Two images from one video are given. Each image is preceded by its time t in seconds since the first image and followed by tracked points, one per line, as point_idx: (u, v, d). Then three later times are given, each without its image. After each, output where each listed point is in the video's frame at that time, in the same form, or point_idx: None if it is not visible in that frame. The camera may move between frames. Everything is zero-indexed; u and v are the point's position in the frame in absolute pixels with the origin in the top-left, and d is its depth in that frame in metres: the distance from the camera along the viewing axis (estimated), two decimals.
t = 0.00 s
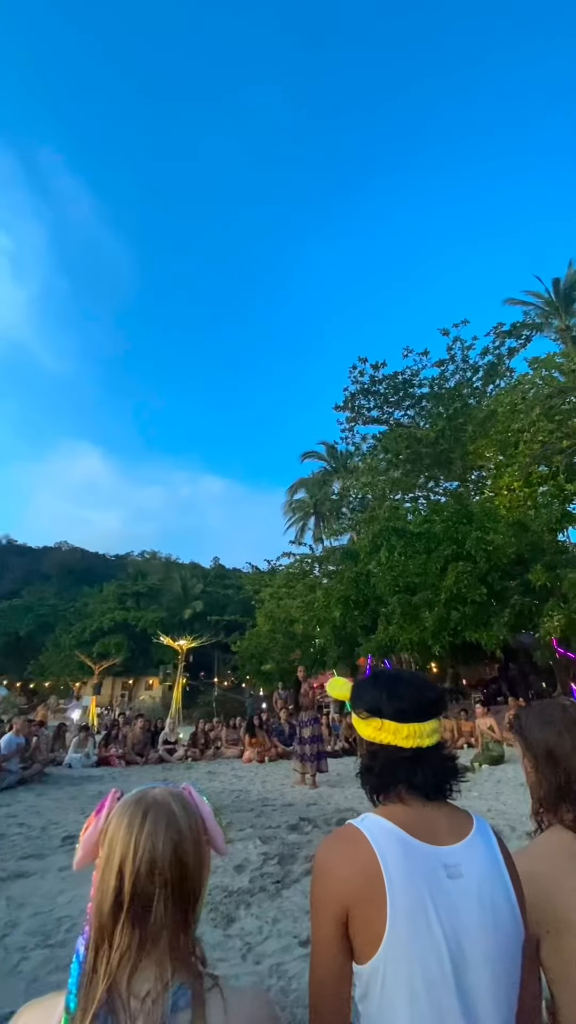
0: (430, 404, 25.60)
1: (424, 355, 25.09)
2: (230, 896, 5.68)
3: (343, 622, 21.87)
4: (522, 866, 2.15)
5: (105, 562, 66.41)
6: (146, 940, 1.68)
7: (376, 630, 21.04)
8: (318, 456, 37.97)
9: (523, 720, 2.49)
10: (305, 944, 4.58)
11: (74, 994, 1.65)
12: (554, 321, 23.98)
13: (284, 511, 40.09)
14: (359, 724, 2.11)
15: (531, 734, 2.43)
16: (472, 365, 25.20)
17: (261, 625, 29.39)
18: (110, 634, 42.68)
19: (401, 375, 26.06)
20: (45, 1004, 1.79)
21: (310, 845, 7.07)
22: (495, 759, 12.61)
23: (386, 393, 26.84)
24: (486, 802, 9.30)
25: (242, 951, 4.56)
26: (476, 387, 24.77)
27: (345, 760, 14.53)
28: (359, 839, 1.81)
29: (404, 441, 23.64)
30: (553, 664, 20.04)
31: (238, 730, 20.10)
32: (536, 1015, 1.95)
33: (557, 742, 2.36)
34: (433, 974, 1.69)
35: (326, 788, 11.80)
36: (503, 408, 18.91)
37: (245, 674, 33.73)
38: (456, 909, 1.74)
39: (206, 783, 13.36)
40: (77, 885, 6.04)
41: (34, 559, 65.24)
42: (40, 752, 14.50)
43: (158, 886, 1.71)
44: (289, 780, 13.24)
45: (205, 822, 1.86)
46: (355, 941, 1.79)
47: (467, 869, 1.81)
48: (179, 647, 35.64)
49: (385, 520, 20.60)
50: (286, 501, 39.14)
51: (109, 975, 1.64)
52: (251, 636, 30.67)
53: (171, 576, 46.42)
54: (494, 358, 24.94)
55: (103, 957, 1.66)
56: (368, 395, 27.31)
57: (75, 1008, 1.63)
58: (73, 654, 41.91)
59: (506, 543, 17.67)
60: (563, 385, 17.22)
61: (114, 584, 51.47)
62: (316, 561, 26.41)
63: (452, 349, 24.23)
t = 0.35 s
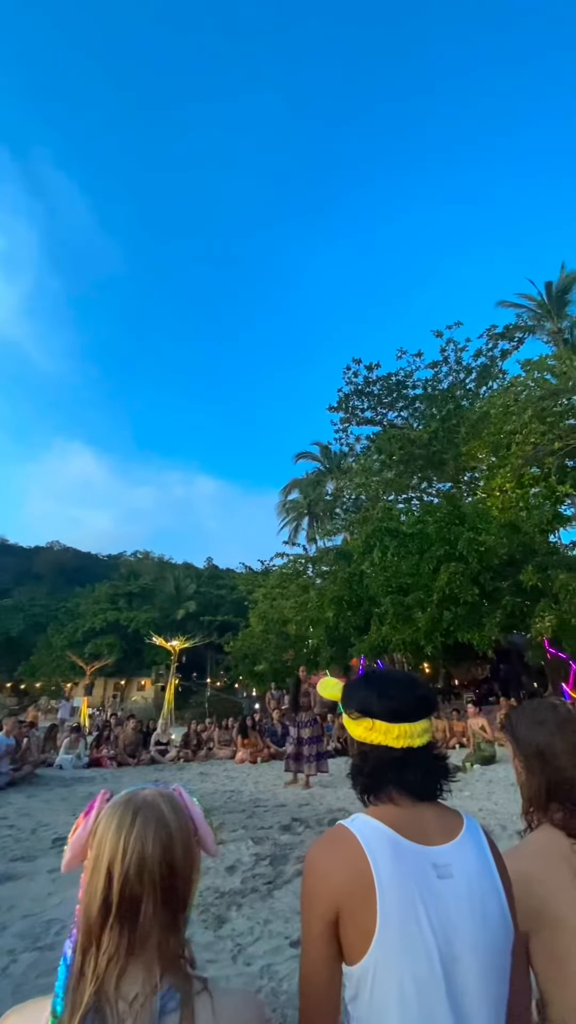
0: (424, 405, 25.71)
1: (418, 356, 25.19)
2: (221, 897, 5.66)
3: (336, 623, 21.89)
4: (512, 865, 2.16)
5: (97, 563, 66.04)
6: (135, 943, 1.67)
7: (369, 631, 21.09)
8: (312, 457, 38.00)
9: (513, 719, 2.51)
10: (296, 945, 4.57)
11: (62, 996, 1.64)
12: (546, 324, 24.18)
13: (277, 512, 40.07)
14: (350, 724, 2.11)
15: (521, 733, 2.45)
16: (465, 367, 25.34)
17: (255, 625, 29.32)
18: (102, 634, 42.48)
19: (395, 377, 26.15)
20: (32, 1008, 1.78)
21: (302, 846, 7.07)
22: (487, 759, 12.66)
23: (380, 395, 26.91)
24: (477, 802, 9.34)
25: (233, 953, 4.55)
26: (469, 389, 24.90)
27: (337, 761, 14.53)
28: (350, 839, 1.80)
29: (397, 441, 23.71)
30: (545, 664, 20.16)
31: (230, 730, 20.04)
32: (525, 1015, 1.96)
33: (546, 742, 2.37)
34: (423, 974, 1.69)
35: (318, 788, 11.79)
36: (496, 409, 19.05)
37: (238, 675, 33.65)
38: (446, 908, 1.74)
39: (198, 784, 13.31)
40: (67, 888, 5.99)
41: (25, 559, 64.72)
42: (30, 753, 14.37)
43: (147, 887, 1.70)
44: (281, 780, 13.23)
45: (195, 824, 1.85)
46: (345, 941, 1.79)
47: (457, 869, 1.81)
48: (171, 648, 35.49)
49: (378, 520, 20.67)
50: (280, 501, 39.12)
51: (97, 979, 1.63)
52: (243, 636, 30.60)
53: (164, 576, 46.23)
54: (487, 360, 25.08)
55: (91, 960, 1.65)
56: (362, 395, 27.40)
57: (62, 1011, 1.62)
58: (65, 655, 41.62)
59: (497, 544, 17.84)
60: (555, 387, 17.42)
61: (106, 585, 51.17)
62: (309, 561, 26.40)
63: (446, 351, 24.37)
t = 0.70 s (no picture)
0: (416, 406, 25.81)
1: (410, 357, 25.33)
2: (211, 898, 5.64)
3: (328, 623, 21.93)
4: (501, 864, 2.17)
5: (88, 563, 65.70)
6: (122, 946, 1.65)
7: (361, 631, 21.13)
8: (305, 457, 38.08)
9: (502, 719, 2.52)
10: (287, 946, 4.57)
11: (47, 1001, 1.63)
12: (537, 326, 24.36)
13: (270, 511, 40.03)
14: (340, 724, 2.11)
15: (509, 733, 2.46)
16: (457, 369, 25.48)
17: (247, 625, 29.27)
18: (93, 634, 42.21)
19: (387, 378, 26.26)
20: (17, 1013, 1.76)
21: (293, 846, 7.08)
22: (477, 758, 12.73)
23: (372, 396, 27.02)
24: (467, 801, 9.38)
25: (223, 954, 4.53)
26: (461, 390, 25.02)
27: (328, 761, 14.55)
28: (340, 839, 1.80)
29: (390, 442, 23.82)
30: (534, 664, 20.30)
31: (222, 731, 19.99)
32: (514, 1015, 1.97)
33: (533, 741, 2.39)
34: (411, 974, 1.69)
35: (310, 788, 11.80)
36: (486, 411, 19.19)
37: (230, 675, 33.60)
38: (435, 908, 1.75)
39: (189, 784, 13.28)
40: (56, 890, 5.94)
41: (15, 559, 64.19)
42: (19, 755, 14.24)
43: (134, 889, 1.68)
44: (273, 780, 13.22)
45: (184, 824, 1.84)
46: (333, 942, 1.78)
47: (446, 868, 1.81)
48: (162, 648, 35.34)
49: (370, 520, 20.79)
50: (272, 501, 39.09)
51: (83, 982, 1.61)
52: (235, 636, 30.57)
53: (156, 576, 46.03)
54: (479, 361, 25.23)
55: (77, 963, 1.63)
56: (355, 396, 27.46)
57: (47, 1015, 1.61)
58: (55, 655, 41.34)
59: (488, 545, 17.93)
60: (545, 389, 17.41)
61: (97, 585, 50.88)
62: (302, 561, 26.40)
63: (438, 353, 24.59)
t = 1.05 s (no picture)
0: (407, 407, 25.94)
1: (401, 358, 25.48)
2: (199, 899, 5.61)
3: (318, 623, 21.96)
4: (486, 861, 2.19)
5: (77, 562, 65.15)
6: (106, 949, 1.64)
7: (351, 631, 21.20)
8: (296, 457, 38.11)
9: (487, 719, 2.54)
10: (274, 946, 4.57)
11: (30, 1006, 1.61)
12: (527, 329, 24.61)
13: (261, 512, 39.99)
14: (327, 724, 2.11)
15: (493, 734, 2.48)
16: (448, 370, 25.66)
17: (237, 625, 29.21)
18: (82, 634, 41.91)
19: (378, 379, 26.37)
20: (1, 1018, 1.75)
21: (282, 846, 7.07)
22: (465, 758, 12.82)
23: (364, 397, 27.13)
24: (455, 800, 9.45)
25: (210, 955, 4.52)
26: (451, 392, 25.16)
27: (318, 761, 14.57)
28: (326, 840, 1.80)
29: (381, 443, 23.93)
30: (522, 663, 20.49)
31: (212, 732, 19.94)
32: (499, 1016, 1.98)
33: (517, 741, 2.41)
34: (397, 973, 1.69)
35: (299, 789, 11.81)
36: (477, 413, 19.46)
37: (220, 675, 33.50)
38: (420, 907, 1.75)
39: (177, 785, 13.22)
40: (42, 893, 5.88)
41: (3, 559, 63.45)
42: (6, 756, 14.08)
43: (119, 893, 1.66)
44: (262, 780, 13.21)
45: (170, 826, 1.83)
46: (320, 942, 1.78)
47: (432, 868, 1.82)
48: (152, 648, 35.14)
49: (360, 521, 20.90)
50: (263, 501, 39.07)
51: (67, 986, 1.60)
52: (226, 636, 30.49)
53: (146, 576, 45.76)
54: (469, 363, 25.44)
55: (60, 966, 1.62)
56: (346, 396, 27.56)
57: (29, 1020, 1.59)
58: (43, 656, 40.96)
59: (477, 545, 18.08)
60: (535, 391, 17.69)
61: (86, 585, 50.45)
62: (292, 561, 26.43)
63: (429, 354, 24.77)
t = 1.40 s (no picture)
0: (395, 408, 26.07)
1: (390, 360, 25.64)
2: (185, 900, 5.59)
3: (306, 623, 22.00)
4: (470, 858, 2.21)
5: (63, 562, 64.43)
6: (87, 953, 1.62)
7: (339, 631, 21.27)
8: (286, 457, 38.13)
9: (470, 716, 2.56)
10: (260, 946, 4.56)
11: (10, 1011, 1.60)
12: (514, 332, 24.89)
13: (249, 512, 39.91)
14: (313, 724, 2.12)
15: (476, 731, 2.50)
16: (436, 372, 25.86)
17: (225, 625, 29.12)
18: (68, 634, 41.49)
19: (367, 380, 26.49)
20: None
21: (268, 847, 7.05)
22: (451, 756, 12.94)
23: (352, 397, 27.25)
24: (441, 798, 9.52)
25: (196, 956, 4.50)
26: (440, 394, 25.35)
27: (305, 761, 14.58)
28: (312, 840, 1.80)
29: (369, 444, 24.09)
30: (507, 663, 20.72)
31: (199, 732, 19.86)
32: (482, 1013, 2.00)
33: (499, 739, 2.43)
34: (381, 972, 1.70)
35: (286, 789, 11.81)
36: (464, 414, 19.76)
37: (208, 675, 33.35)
38: (405, 907, 1.76)
39: (164, 785, 13.16)
40: (24, 897, 5.80)
41: None
42: None
43: (102, 894, 1.65)
44: (250, 780, 13.20)
45: (155, 827, 1.81)
46: (304, 941, 1.78)
47: (416, 865, 1.83)
48: (139, 648, 34.87)
49: (349, 521, 21.00)
50: (252, 501, 39.00)
51: (47, 990, 1.58)
52: (213, 637, 30.40)
53: (133, 576, 45.41)
54: (457, 365, 25.66)
55: (41, 971, 1.60)
56: (335, 396, 27.64)
57: None
58: (28, 656, 40.50)
59: (464, 545, 18.24)
60: (521, 394, 18.13)
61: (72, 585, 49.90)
62: (281, 561, 26.44)
63: (417, 356, 25.02)
